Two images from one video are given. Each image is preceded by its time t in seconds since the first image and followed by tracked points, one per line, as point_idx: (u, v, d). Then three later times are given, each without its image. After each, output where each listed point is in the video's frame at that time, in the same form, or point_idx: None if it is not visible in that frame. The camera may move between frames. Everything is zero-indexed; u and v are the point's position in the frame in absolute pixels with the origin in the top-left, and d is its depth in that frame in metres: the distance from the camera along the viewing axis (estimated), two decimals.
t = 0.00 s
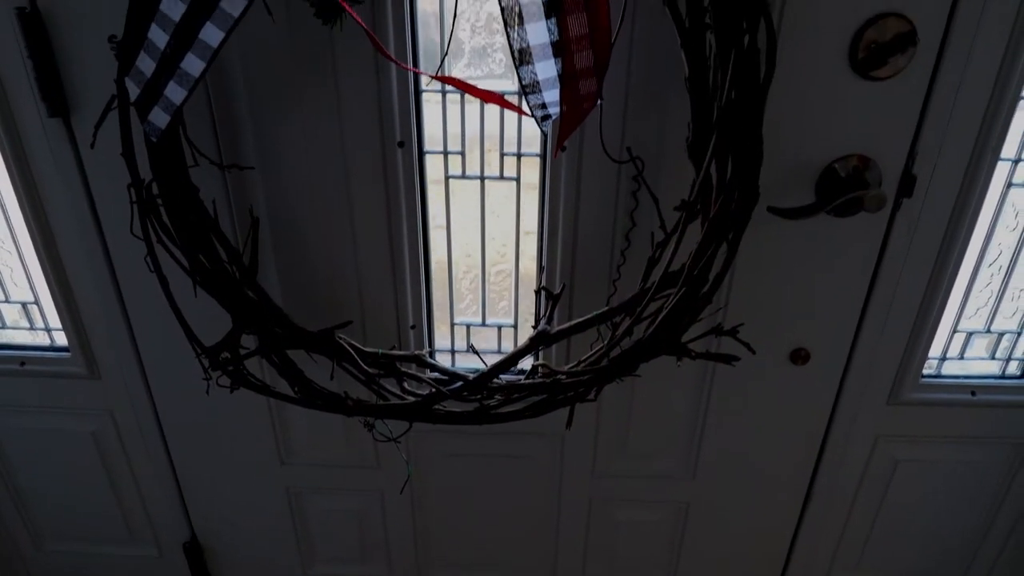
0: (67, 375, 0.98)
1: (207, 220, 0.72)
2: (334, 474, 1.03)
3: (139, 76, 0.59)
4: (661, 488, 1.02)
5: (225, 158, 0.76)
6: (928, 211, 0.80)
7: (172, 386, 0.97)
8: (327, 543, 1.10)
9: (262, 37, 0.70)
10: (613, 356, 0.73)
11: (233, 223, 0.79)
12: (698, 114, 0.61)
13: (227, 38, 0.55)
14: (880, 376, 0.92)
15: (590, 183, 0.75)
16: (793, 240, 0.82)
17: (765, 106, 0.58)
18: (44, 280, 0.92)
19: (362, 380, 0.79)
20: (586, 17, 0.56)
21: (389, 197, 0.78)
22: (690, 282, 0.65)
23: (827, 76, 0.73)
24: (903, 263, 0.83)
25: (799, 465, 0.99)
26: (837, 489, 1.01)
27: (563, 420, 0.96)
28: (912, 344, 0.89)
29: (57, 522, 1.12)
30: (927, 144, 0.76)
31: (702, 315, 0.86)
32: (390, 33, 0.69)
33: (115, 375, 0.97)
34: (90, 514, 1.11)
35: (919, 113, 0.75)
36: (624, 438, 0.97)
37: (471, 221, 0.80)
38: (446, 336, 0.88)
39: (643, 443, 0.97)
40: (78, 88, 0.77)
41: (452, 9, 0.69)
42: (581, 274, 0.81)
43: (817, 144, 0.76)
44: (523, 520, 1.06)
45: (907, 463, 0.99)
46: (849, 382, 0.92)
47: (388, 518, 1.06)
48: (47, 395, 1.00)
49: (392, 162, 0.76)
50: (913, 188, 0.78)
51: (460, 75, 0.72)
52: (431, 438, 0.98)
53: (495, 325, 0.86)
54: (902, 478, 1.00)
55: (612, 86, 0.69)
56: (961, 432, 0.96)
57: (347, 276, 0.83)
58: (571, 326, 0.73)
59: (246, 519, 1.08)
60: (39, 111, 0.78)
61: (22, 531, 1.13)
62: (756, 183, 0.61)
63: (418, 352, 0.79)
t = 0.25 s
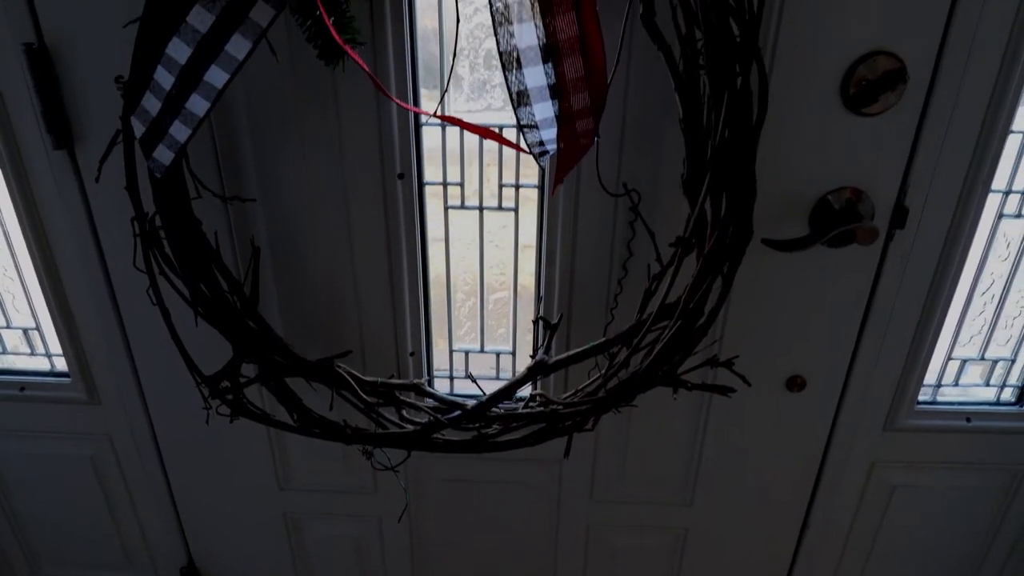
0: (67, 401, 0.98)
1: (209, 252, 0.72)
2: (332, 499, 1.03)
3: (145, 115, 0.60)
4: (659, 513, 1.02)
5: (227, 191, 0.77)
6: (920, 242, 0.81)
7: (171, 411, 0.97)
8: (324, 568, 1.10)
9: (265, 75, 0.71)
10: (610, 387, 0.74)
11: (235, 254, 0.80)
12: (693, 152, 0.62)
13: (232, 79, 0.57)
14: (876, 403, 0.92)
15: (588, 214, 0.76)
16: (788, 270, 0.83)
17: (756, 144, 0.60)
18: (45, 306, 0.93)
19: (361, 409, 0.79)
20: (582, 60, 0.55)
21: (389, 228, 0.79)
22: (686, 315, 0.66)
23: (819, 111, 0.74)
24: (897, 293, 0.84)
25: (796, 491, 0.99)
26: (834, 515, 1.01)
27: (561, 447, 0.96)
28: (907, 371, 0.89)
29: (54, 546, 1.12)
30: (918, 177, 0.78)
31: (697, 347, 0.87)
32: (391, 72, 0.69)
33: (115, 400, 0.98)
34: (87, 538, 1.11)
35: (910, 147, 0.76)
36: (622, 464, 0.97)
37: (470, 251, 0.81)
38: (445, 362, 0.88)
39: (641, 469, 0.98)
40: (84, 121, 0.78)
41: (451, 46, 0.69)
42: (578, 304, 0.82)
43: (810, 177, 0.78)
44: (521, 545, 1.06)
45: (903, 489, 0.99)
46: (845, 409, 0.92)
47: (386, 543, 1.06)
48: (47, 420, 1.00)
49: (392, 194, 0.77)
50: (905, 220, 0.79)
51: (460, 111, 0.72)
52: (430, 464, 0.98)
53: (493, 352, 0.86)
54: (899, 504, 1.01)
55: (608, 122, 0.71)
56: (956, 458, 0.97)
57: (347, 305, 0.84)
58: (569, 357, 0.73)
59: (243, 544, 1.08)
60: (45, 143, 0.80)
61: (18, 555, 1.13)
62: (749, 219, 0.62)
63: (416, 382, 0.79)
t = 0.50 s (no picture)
0: (68, 416, 0.98)
1: (211, 271, 0.73)
2: (332, 514, 1.03)
3: (149, 137, 0.61)
4: (658, 528, 1.02)
5: (230, 210, 0.78)
6: (916, 261, 0.82)
7: (172, 426, 0.98)
8: None
9: (268, 97, 0.72)
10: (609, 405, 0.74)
11: (237, 272, 0.81)
12: (690, 174, 0.63)
13: (235, 103, 0.58)
14: (874, 419, 0.93)
15: (587, 233, 0.77)
16: (785, 287, 0.83)
17: (753, 167, 0.61)
18: (47, 322, 0.93)
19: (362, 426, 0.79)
20: (581, 87, 0.56)
21: (389, 245, 0.80)
22: (683, 334, 0.67)
23: (815, 132, 0.75)
24: (894, 310, 0.85)
25: (795, 506, 0.99)
26: (833, 530, 1.01)
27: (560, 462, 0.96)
28: (904, 388, 0.90)
29: (53, 560, 1.12)
30: (913, 197, 0.78)
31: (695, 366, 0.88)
32: (392, 95, 0.70)
33: (115, 415, 0.98)
34: (86, 552, 1.11)
35: (905, 167, 0.77)
36: (621, 479, 0.98)
37: (469, 268, 0.81)
38: (444, 378, 0.89)
39: (640, 484, 0.98)
40: (88, 141, 0.79)
41: (452, 68, 0.69)
42: (577, 323, 0.83)
43: (807, 196, 0.78)
44: (520, 560, 1.06)
45: (901, 504, 1.00)
46: (842, 425, 0.93)
47: (385, 558, 1.06)
48: (47, 435, 1.00)
49: (393, 213, 0.78)
50: (901, 239, 0.80)
51: (460, 131, 0.72)
52: (429, 479, 0.98)
53: (493, 368, 0.87)
54: (897, 519, 1.01)
55: (607, 143, 0.72)
56: (954, 473, 0.97)
57: (348, 321, 0.85)
58: (568, 375, 0.73)
59: (243, 558, 1.08)
60: (49, 163, 0.80)
61: (17, 569, 1.13)
62: (746, 240, 0.63)
63: (416, 399, 0.79)
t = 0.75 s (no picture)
0: (68, 427, 0.98)
1: (213, 285, 0.73)
2: (331, 526, 1.03)
3: (153, 154, 0.61)
4: (657, 540, 1.02)
5: (231, 224, 0.78)
6: (914, 275, 0.82)
7: (172, 438, 0.98)
8: None
9: (270, 113, 0.73)
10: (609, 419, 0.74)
11: (239, 285, 0.81)
12: (689, 191, 0.64)
13: (239, 121, 0.59)
14: (872, 432, 0.93)
15: (586, 247, 0.77)
16: (784, 301, 0.84)
17: (751, 185, 0.61)
18: (48, 334, 0.93)
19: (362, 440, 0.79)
20: (581, 107, 0.56)
21: (390, 259, 0.80)
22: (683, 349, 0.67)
23: (813, 148, 0.76)
24: (892, 324, 0.85)
25: (794, 519, 0.99)
26: (831, 543, 1.01)
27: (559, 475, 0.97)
28: (902, 401, 0.90)
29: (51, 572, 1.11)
30: (910, 212, 0.79)
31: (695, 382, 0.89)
32: (393, 112, 0.70)
33: (116, 427, 0.98)
34: (85, 563, 1.10)
35: (902, 183, 0.78)
36: (620, 491, 0.98)
37: (469, 281, 0.82)
38: (444, 390, 0.89)
39: (639, 497, 0.98)
40: (91, 156, 0.79)
41: (452, 84, 0.70)
42: (576, 336, 0.83)
43: (804, 211, 0.79)
44: (519, 572, 1.06)
45: (900, 516, 1.00)
46: (841, 438, 0.93)
47: (384, 570, 1.06)
48: (47, 446, 1.00)
49: (394, 227, 0.78)
50: (898, 253, 0.81)
51: (460, 147, 0.73)
52: (429, 492, 0.99)
53: (493, 380, 0.87)
54: (896, 532, 1.01)
55: (606, 160, 0.72)
56: (952, 486, 0.97)
57: (348, 334, 0.85)
58: (568, 388, 0.74)
59: (242, 569, 1.08)
60: (51, 177, 0.81)
61: None
62: (745, 257, 0.63)
63: (416, 412, 0.80)
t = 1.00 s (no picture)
0: (68, 445, 0.99)
1: (214, 308, 0.74)
2: (330, 544, 1.03)
3: (156, 181, 0.62)
4: (655, 558, 1.02)
5: (233, 246, 0.79)
6: (910, 297, 0.83)
7: (172, 456, 0.98)
8: None
9: (273, 138, 0.74)
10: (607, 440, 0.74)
11: (240, 306, 0.82)
12: (686, 217, 0.65)
13: (242, 150, 0.59)
14: (869, 451, 0.93)
15: (585, 269, 0.78)
16: (781, 322, 0.84)
17: (748, 214, 0.62)
18: (49, 353, 0.94)
19: (362, 461, 0.79)
20: (580, 138, 0.57)
21: (390, 280, 0.81)
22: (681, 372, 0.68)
23: (808, 172, 0.77)
24: (888, 344, 0.86)
25: (792, 537, 1.00)
26: (829, 561, 1.02)
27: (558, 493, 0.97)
28: (899, 420, 0.91)
29: None
30: (905, 234, 0.80)
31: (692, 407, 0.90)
32: (394, 139, 0.71)
33: (115, 445, 0.98)
34: None
35: (896, 206, 0.79)
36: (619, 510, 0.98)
37: (469, 302, 0.83)
38: (444, 409, 0.90)
39: (638, 515, 0.98)
40: (95, 178, 0.80)
41: (453, 111, 0.71)
42: (575, 356, 0.84)
43: (800, 234, 0.80)
44: None
45: (898, 535, 1.00)
46: (838, 457, 0.94)
47: None
48: (47, 464, 1.01)
49: (394, 249, 0.79)
50: (894, 275, 0.82)
51: (460, 170, 0.74)
52: (428, 510, 0.99)
53: (493, 400, 0.88)
54: (893, 550, 1.01)
55: (605, 185, 0.73)
56: (949, 504, 0.98)
57: (348, 354, 0.86)
58: (567, 410, 0.74)
59: None
60: (55, 199, 0.82)
61: None
62: (741, 283, 0.64)
63: (415, 433, 0.80)
